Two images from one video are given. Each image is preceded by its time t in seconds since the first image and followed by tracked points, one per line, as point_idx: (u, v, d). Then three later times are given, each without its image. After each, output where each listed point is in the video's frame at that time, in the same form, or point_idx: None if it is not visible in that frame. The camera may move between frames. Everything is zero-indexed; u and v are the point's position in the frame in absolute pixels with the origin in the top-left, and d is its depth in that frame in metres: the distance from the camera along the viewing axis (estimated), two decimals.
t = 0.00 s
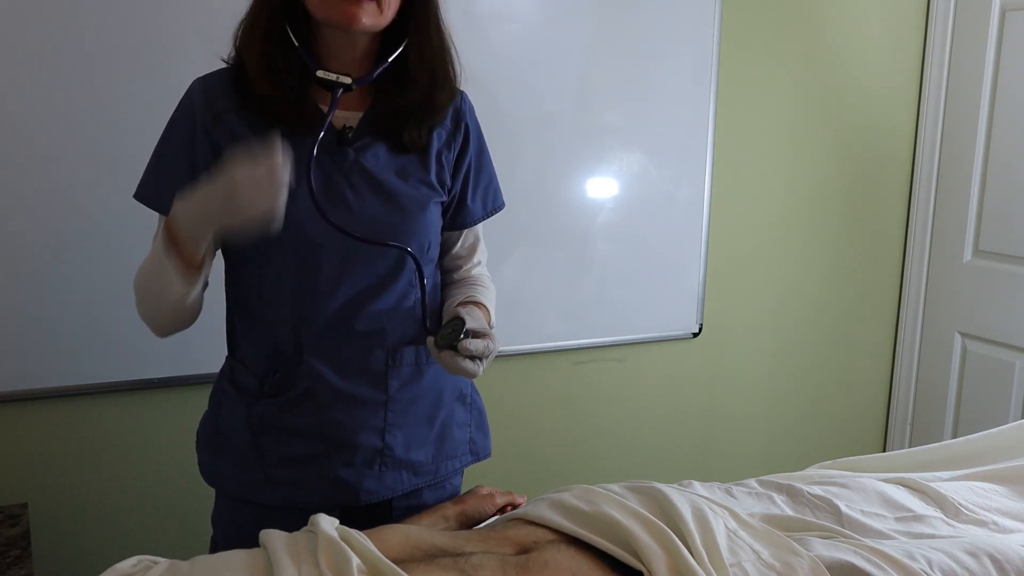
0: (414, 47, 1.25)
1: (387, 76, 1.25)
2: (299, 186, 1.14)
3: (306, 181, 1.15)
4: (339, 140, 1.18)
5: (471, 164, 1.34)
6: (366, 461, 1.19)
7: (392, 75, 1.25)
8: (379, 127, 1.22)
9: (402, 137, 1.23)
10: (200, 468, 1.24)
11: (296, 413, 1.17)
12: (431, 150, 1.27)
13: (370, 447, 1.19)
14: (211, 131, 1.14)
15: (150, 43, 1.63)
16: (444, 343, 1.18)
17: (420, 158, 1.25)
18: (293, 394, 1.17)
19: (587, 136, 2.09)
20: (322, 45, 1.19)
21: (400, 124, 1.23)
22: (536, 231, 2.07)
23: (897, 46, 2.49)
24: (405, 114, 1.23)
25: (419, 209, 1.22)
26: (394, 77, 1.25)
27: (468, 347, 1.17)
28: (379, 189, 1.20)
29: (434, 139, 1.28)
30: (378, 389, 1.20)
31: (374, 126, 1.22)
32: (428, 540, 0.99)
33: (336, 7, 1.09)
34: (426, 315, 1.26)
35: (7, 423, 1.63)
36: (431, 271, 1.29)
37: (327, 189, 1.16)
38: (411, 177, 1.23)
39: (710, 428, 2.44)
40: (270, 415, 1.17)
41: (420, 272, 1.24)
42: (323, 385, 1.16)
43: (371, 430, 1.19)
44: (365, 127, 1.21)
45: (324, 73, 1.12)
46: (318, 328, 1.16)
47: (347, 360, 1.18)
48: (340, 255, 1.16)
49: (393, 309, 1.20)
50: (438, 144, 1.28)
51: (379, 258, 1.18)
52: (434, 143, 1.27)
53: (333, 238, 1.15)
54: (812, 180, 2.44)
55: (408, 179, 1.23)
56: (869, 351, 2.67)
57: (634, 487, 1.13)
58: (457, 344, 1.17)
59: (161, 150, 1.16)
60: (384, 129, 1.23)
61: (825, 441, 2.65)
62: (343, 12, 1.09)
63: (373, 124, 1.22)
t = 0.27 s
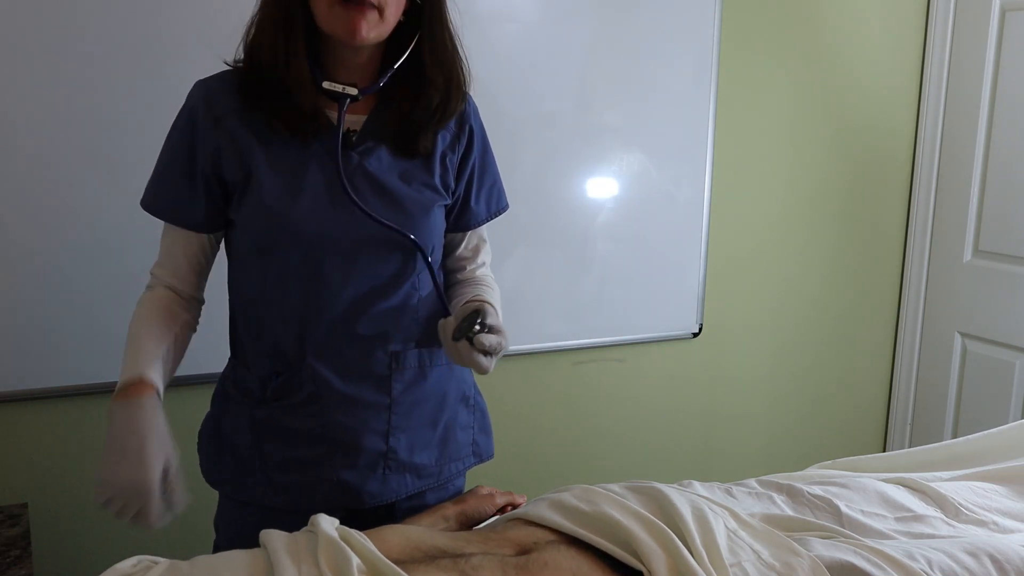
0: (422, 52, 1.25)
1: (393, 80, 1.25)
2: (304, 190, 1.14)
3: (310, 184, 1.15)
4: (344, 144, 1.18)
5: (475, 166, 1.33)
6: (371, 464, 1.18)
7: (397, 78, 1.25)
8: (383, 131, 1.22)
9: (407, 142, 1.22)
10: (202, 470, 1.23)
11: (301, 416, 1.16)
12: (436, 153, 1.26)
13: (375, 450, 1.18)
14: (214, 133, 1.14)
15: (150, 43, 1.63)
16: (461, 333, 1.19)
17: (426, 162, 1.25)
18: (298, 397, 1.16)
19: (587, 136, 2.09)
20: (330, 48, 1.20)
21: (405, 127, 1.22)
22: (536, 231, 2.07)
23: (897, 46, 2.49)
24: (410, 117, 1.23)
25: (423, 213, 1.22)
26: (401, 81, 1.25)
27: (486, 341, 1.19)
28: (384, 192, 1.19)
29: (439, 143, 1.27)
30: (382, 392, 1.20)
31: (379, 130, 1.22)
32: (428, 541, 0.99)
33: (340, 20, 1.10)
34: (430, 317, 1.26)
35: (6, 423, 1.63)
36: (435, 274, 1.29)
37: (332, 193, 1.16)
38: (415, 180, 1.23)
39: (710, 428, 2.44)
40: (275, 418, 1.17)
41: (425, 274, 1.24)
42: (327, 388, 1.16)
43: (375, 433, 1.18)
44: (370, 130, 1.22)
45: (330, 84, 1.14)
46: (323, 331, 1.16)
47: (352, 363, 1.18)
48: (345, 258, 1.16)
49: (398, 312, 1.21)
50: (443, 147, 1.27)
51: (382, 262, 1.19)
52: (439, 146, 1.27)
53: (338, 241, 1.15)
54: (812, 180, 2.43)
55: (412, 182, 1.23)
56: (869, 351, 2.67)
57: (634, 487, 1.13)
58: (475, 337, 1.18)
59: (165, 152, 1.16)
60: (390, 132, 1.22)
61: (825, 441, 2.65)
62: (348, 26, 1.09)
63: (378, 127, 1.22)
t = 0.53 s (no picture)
0: (423, 47, 1.23)
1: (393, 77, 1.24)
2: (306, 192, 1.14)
3: (312, 187, 1.15)
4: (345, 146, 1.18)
5: (476, 163, 1.33)
6: (372, 466, 1.18)
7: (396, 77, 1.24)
8: (383, 131, 1.22)
9: (406, 141, 1.23)
10: (203, 473, 1.23)
11: (303, 418, 1.16)
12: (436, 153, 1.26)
13: (376, 452, 1.18)
14: (214, 135, 1.14)
15: (151, 43, 1.63)
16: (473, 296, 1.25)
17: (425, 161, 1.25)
18: (300, 400, 1.16)
19: (587, 137, 2.09)
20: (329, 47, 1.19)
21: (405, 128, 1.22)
22: (536, 231, 2.07)
23: (897, 46, 2.49)
24: (410, 116, 1.22)
25: (424, 214, 1.21)
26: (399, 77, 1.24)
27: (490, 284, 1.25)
28: (385, 194, 1.19)
29: (439, 142, 1.26)
30: (384, 394, 1.20)
31: (377, 131, 1.22)
32: (428, 541, 0.99)
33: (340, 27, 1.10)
34: (431, 319, 1.26)
35: (6, 423, 1.63)
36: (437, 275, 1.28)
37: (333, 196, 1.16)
38: (417, 181, 1.23)
39: (710, 428, 2.44)
40: (276, 421, 1.16)
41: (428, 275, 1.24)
42: (330, 391, 1.16)
43: (377, 435, 1.18)
44: (370, 131, 1.22)
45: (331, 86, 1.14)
46: (325, 333, 1.16)
47: (353, 366, 1.18)
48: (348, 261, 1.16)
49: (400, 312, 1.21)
50: (443, 146, 1.27)
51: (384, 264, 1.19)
52: (439, 146, 1.27)
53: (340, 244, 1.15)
54: (811, 180, 2.44)
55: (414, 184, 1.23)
56: (869, 351, 2.67)
57: (634, 487, 1.13)
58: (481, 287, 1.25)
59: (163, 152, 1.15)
60: (391, 133, 1.22)
61: (825, 441, 2.65)
62: (348, 31, 1.09)
63: (379, 128, 1.22)
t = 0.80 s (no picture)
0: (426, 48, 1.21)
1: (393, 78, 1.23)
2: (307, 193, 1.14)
3: (312, 187, 1.15)
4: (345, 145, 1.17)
5: (475, 162, 1.32)
6: (371, 466, 1.18)
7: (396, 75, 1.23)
8: (384, 130, 1.21)
9: (407, 141, 1.22)
10: (201, 471, 1.23)
11: (302, 418, 1.16)
12: (435, 152, 1.26)
13: (375, 453, 1.18)
14: (214, 135, 1.12)
15: (151, 43, 1.63)
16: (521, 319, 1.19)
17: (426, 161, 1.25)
18: (299, 400, 1.16)
19: (587, 137, 2.09)
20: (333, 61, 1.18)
21: (405, 128, 1.21)
22: (536, 231, 2.07)
23: (897, 46, 2.49)
24: (410, 116, 1.21)
25: (424, 215, 1.21)
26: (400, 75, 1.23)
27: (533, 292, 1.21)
28: (384, 194, 1.19)
29: (437, 140, 1.26)
30: (383, 395, 1.19)
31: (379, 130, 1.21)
32: (428, 542, 0.99)
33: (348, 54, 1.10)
34: (430, 319, 1.26)
35: (6, 422, 1.63)
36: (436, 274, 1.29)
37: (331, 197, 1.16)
38: (416, 181, 1.23)
39: (710, 428, 2.44)
40: (275, 421, 1.16)
41: (425, 274, 1.25)
42: (330, 391, 1.16)
43: (376, 436, 1.18)
44: (372, 128, 1.20)
45: (342, 100, 1.15)
46: (324, 333, 1.16)
47: (353, 367, 1.18)
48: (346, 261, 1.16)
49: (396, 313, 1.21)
50: (443, 144, 1.27)
51: (383, 264, 1.19)
52: (439, 145, 1.26)
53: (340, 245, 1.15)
54: (812, 180, 2.44)
55: (413, 184, 1.23)
56: (869, 352, 2.67)
57: (634, 487, 1.13)
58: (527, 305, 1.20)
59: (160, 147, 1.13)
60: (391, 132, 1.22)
61: (825, 441, 2.65)
62: (359, 60, 1.10)
63: (380, 125, 1.21)
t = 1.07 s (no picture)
0: (427, 51, 1.20)
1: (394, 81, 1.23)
2: (306, 197, 1.14)
3: (311, 192, 1.15)
4: (347, 147, 1.16)
5: (476, 164, 1.32)
6: (369, 469, 1.18)
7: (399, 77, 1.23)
8: (385, 132, 1.21)
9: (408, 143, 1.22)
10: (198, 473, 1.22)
11: (301, 421, 1.16)
12: (437, 155, 1.25)
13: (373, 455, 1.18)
14: (215, 137, 1.11)
15: (151, 45, 1.63)
16: (534, 347, 1.17)
17: (426, 164, 1.25)
18: (297, 402, 1.16)
19: (587, 137, 2.09)
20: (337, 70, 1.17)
21: (406, 131, 1.21)
22: (536, 231, 2.07)
23: (897, 46, 2.49)
24: (413, 116, 1.20)
25: (423, 219, 1.21)
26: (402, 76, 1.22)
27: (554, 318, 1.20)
28: (384, 198, 1.19)
29: (438, 142, 1.25)
30: (381, 398, 1.19)
31: (381, 133, 1.21)
32: (428, 541, 0.99)
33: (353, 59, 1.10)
34: (429, 321, 1.26)
35: (6, 423, 1.63)
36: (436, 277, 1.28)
37: (331, 201, 1.16)
38: (416, 184, 1.23)
39: (710, 428, 2.44)
40: (273, 423, 1.16)
41: (424, 277, 1.25)
42: (329, 394, 1.16)
43: (374, 439, 1.18)
44: (373, 132, 1.20)
45: (348, 108, 1.12)
46: (323, 336, 1.16)
47: (352, 369, 1.18)
48: (345, 265, 1.16)
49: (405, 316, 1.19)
50: (444, 145, 1.26)
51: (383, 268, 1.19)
52: (440, 148, 1.26)
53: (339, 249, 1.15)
54: (812, 180, 2.43)
55: (413, 187, 1.23)
56: (869, 351, 2.67)
57: (634, 487, 1.13)
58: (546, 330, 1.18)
59: (159, 149, 1.11)
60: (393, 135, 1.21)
61: (825, 440, 2.65)
62: (365, 63, 1.10)
63: (381, 130, 1.21)
